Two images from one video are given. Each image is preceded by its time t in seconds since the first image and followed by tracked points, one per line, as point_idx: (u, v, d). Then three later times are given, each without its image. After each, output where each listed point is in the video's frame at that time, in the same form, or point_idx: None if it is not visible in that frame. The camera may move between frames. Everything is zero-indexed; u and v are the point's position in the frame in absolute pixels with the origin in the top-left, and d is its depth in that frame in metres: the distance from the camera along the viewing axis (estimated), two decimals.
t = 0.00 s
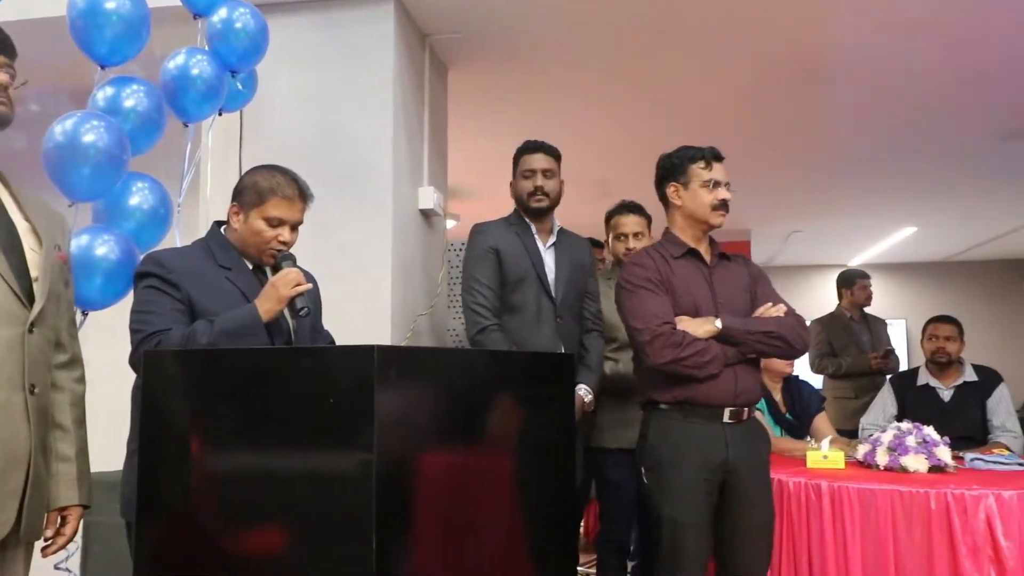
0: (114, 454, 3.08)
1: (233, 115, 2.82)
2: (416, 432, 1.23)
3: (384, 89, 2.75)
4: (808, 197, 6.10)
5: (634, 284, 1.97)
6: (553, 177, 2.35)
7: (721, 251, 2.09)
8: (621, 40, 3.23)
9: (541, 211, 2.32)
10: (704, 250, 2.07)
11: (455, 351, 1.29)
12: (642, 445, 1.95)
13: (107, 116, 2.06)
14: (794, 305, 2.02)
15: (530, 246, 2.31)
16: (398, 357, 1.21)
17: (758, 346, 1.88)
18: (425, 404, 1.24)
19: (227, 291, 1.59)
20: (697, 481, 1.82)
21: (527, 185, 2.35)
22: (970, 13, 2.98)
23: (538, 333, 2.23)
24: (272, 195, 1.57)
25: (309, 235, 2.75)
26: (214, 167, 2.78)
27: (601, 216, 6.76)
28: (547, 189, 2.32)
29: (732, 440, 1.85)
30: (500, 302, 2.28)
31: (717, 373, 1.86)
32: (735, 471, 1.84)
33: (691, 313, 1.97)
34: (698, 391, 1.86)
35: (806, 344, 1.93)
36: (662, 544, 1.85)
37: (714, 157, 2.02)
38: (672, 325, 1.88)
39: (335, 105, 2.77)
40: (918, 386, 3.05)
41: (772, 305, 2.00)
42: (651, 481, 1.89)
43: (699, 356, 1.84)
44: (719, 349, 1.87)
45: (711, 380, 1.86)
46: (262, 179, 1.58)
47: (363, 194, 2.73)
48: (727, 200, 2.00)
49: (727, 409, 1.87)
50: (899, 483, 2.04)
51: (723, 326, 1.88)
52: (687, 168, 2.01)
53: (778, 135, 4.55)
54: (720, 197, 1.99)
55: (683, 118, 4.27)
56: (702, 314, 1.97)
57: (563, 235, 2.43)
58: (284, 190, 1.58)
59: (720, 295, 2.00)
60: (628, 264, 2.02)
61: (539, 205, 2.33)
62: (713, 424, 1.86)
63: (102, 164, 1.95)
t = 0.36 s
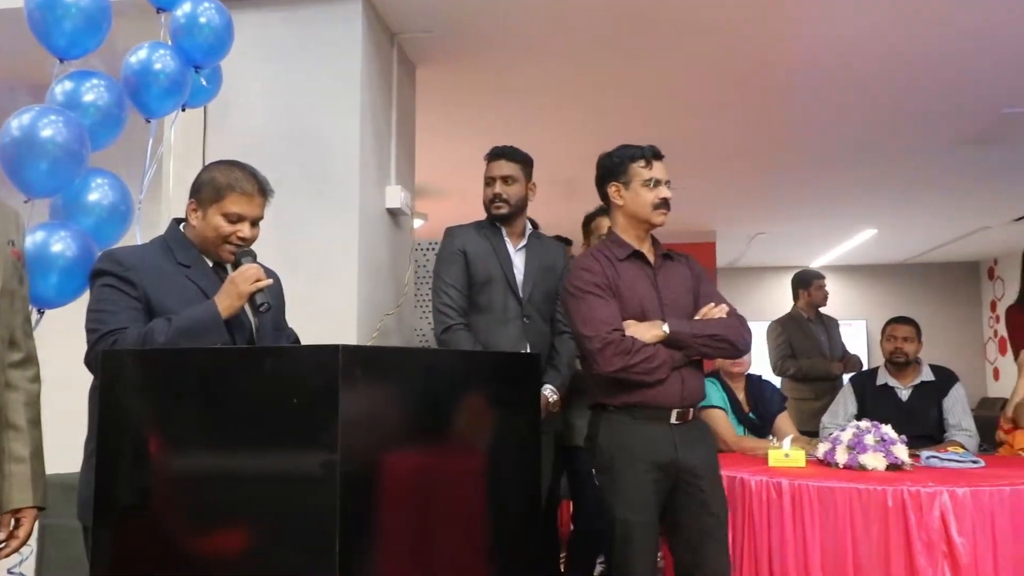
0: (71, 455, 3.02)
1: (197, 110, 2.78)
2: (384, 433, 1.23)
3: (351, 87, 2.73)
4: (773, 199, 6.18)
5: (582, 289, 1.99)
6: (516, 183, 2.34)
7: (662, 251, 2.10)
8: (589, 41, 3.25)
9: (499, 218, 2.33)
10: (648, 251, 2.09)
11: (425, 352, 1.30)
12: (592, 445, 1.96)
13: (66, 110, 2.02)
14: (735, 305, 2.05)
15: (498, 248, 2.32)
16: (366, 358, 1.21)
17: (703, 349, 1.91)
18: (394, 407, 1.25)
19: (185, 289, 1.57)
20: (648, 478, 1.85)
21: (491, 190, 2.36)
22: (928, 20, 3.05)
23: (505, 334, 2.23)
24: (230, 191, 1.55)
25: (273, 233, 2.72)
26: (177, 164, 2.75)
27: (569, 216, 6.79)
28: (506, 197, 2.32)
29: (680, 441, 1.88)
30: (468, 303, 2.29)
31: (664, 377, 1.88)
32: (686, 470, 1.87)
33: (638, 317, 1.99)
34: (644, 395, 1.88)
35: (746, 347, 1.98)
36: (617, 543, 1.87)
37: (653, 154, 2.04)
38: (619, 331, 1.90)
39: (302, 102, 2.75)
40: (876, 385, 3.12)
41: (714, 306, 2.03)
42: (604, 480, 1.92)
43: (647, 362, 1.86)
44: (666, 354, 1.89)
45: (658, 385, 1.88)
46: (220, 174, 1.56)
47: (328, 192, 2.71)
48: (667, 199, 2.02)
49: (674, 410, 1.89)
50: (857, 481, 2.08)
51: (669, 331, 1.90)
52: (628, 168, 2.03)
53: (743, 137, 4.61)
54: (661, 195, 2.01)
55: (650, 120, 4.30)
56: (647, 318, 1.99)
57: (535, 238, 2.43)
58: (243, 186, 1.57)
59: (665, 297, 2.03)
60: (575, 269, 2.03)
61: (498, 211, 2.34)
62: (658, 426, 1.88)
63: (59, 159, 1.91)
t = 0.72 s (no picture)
0: None
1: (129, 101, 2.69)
2: (321, 431, 1.22)
3: (292, 81, 2.68)
4: (712, 201, 6.31)
5: (531, 288, 2.00)
6: (446, 178, 2.34)
7: (610, 251, 2.13)
8: (533, 40, 3.27)
9: (430, 212, 2.31)
10: (596, 249, 2.11)
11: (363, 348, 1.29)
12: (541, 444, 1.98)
13: None
14: (683, 302, 2.09)
15: (434, 245, 2.30)
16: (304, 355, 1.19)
17: (652, 346, 1.93)
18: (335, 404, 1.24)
19: (115, 283, 1.53)
20: (591, 476, 1.88)
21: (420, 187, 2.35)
22: (859, 30, 3.15)
23: (443, 328, 2.21)
24: (164, 184, 1.51)
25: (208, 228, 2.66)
26: (109, 156, 2.65)
27: (512, 215, 6.81)
28: (436, 192, 2.31)
29: (627, 438, 1.90)
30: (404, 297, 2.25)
31: (613, 375, 1.90)
32: (628, 468, 1.90)
33: (588, 316, 2.01)
34: (595, 393, 1.90)
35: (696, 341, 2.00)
36: (560, 542, 1.89)
37: (598, 154, 2.07)
38: (568, 331, 1.91)
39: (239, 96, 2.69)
40: (808, 384, 3.21)
41: (663, 303, 2.07)
42: (551, 479, 1.93)
43: (596, 360, 1.88)
44: (614, 352, 1.91)
45: (607, 382, 1.90)
46: (153, 167, 1.52)
47: (267, 187, 2.66)
48: (613, 197, 2.04)
49: (622, 408, 1.91)
50: (789, 476, 2.14)
51: (617, 329, 1.92)
52: (573, 168, 2.05)
53: (683, 140, 4.69)
54: (606, 193, 2.03)
55: (593, 120, 4.34)
56: (596, 316, 2.01)
57: (463, 237, 2.42)
58: (177, 179, 1.53)
59: (613, 295, 2.05)
60: (523, 268, 2.04)
61: (428, 205, 2.32)
62: (609, 423, 1.90)
63: None
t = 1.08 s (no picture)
0: None
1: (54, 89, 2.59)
2: (257, 433, 1.21)
3: (229, 73, 2.63)
4: (650, 202, 6.41)
5: (477, 286, 2.00)
6: (369, 169, 2.29)
7: (559, 251, 2.14)
8: (476, 40, 3.27)
9: (356, 205, 2.27)
10: (545, 249, 2.12)
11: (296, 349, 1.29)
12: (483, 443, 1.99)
13: None
14: (628, 303, 2.12)
15: (365, 243, 2.25)
16: (237, 355, 1.18)
17: (593, 347, 1.96)
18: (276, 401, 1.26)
19: (37, 279, 1.47)
20: (531, 476, 1.89)
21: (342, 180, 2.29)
22: (796, 37, 3.24)
23: (373, 325, 2.19)
24: (89, 175, 1.46)
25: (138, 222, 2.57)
26: (32, 147, 2.54)
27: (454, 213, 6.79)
28: (361, 184, 2.27)
29: (568, 437, 1.93)
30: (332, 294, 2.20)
31: (555, 374, 1.92)
32: (568, 464, 1.92)
33: (532, 315, 2.02)
34: (537, 392, 1.92)
35: (637, 342, 2.04)
36: (497, 541, 1.90)
37: (548, 155, 2.07)
38: (512, 330, 1.92)
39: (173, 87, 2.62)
40: (741, 382, 3.29)
41: (608, 304, 2.10)
42: (491, 478, 1.94)
43: (538, 359, 1.89)
44: (557, 351, 1.92)
45: (550, 381, 1.92)
46: (76, 157, 1.47)
47: (201, 181, 2.60)
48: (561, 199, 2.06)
49: (564, 407, 1.93)
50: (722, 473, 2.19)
51: (560, 329, 1.94)
52: (523, 167, 2.06)
53: (623, 142, 4.76)
54: (554, 194, 2.04)
55: (535, 120, 4.37)
56: (541, 315, 2.03)
57: (388, 231, 2.40)
58: (103, 171, 1.48)
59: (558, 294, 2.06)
60: (469, 266, 2.04)
61: (354, 198, 2.27)
62: (551, 421, 1.92)
63: None
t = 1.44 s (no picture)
0: None
1: None
2: (188, 433, 1.22)
3: (162, 64, 2.56)
4: (592, 203, 6.47)
5: (418, 284, 1.99)
6: (301, 163, 2.26)
7: (502, 250, 2.14)
8: (418, 36, 3.25)
9: (291, 201, 2.23)
10: (488, 248, 2.12)
11: (232, 346, 1.29)
12: (423, 441, 1.98)
13: None
14: (571, 303, 2.14)
15: (297, 237, 2.21)
16: (167, 355, 1.19)
17: (535, 346, 1.96)
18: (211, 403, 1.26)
19: None
20: (471, 473, 1.89)
21: (272, 175, 2.24)
22: (735, 43, 3.32)
23: (307, 323, 2.16)
24: (16, 166, 1.41)
25: (66, 218, 2.45)
26: None
27: (395, 211, 6.73)
28: (293, 178, 2.23)
29: (508, 434, 1.93)
30: (264, 292, 2.15)
31: (495, 372, 1.92)
32: (507, 463, 1.92)
33: (473, 313, 2.02)
34: (477, 390, 1.92)
35: (579, 342, 2.05)
36: (437, 540, 1.90)
37: (492, 154, 2.07)
38: (452, 328, 1.92)
39: (102, 76, 2.53)
40: (679, 381, 3.36)
41: (551, 303, 2.11)
42: (432, 477, 1.93)
43: (479, 358, 1.89)
44: (497, 349, 1.92)
45: (489, 380, 1.92)
46: (3, 145, 1.40)
47: (132, 175, 2.52)
48: (502, 199, 2.06)
49: (504, 405, 1.94)
50: (658, 469, 2.23)
51: (500, 327, 1.94)
52: (467, 166, 2.05)
53: (566, 142, 4.79)
54: (497, 193, 2.05)
55: (478, 119, 4.36)
56: (482, 313, 2.02)
57: (322, 226, 2.37)
58: (31, 162, 1.43)
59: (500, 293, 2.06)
60: (412, 263, 2.03)
61: (287, 193, 2.23)
62: (491, 421, 1.92)
63: None
